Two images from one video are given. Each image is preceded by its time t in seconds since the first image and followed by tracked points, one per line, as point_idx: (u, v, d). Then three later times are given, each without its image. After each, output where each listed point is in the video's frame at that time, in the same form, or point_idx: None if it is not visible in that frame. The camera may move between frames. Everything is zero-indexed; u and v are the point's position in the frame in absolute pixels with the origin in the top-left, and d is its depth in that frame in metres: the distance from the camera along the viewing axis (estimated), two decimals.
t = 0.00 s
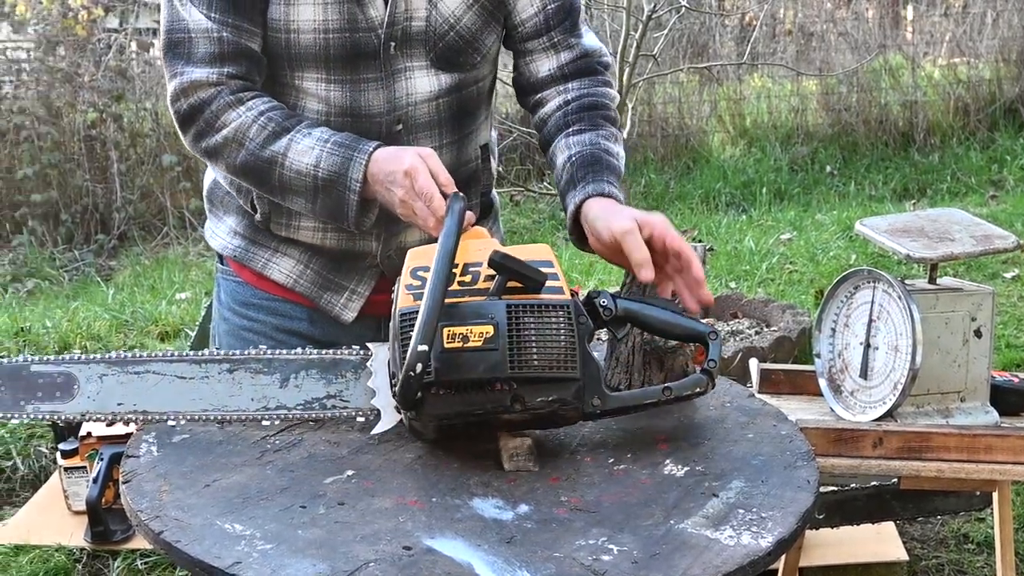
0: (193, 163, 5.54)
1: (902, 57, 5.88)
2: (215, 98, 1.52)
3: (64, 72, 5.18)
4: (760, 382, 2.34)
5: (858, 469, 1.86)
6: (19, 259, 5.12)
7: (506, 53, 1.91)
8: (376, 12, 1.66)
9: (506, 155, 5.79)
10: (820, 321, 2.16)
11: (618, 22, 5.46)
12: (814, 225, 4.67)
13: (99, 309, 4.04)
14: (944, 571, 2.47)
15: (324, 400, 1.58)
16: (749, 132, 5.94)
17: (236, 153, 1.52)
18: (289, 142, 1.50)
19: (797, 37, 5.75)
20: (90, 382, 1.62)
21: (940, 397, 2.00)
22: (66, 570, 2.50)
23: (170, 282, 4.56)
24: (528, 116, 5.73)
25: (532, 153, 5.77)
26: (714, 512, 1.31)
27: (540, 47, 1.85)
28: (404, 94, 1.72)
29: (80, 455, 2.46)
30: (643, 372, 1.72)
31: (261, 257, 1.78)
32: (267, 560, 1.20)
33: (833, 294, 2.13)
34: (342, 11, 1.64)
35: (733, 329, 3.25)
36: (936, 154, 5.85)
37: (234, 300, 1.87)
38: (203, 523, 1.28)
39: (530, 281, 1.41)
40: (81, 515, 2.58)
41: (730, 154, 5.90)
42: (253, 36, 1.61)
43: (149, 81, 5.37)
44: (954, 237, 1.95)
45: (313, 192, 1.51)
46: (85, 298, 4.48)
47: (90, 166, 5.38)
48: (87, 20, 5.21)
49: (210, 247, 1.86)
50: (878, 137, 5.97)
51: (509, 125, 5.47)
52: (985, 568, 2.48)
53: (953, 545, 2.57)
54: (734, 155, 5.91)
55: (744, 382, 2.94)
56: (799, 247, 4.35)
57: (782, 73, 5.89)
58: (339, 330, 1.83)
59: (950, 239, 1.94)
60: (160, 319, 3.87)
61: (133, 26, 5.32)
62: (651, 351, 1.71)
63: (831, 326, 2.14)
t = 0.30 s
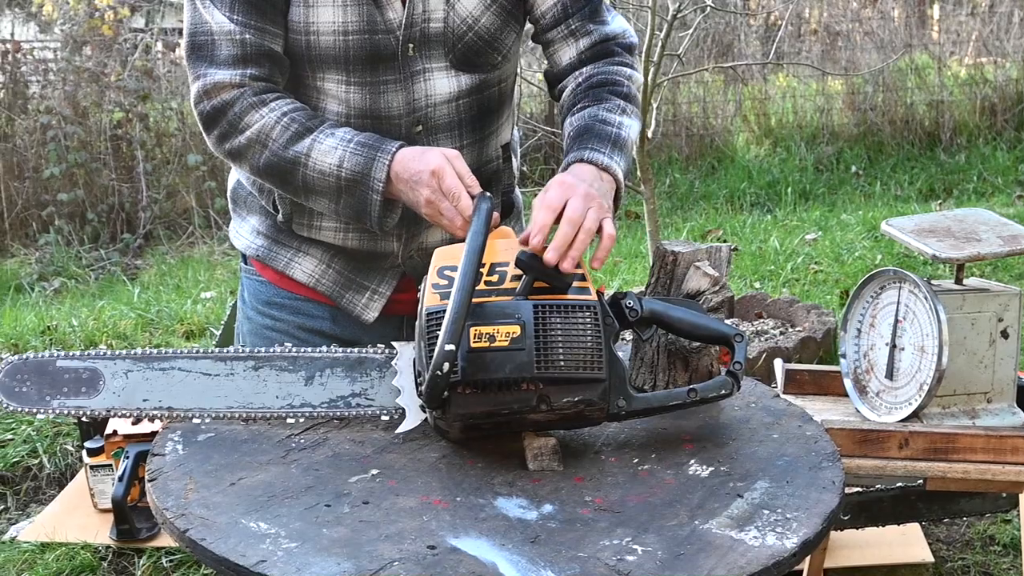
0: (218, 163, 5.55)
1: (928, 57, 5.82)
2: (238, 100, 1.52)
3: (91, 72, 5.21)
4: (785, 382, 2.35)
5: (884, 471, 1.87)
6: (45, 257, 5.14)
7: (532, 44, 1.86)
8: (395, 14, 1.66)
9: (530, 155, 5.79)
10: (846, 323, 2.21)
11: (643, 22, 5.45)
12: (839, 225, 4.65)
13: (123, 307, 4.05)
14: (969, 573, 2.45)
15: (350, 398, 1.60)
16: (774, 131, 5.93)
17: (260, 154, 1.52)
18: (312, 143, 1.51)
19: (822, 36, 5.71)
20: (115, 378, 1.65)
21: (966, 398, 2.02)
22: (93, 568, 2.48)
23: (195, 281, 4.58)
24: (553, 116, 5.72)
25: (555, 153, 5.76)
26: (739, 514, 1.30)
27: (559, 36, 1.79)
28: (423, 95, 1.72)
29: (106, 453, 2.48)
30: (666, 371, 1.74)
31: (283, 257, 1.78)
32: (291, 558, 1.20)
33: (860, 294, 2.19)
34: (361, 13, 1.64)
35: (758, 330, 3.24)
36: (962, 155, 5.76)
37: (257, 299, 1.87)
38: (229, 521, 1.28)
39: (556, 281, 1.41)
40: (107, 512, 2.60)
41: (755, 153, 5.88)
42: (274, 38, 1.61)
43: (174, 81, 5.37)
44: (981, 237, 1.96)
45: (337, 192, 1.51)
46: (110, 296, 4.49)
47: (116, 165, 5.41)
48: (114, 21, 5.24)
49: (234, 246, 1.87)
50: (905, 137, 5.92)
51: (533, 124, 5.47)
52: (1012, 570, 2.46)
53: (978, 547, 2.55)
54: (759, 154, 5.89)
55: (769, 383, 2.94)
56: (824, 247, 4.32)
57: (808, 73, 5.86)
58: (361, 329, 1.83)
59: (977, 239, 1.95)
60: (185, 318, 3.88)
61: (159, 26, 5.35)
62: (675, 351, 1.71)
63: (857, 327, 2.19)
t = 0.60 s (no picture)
0: (237, 163, 5.57)
1: (948, 57, 5.79)
2: (257, 99, 1.52)
3: (110, 72, 5.23)
4: (804, 383, 2.37)
5: (903, 471, 1.89)
6: (65, 256, 5.14)
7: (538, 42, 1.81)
8: (410, 20, 1.66)
9: (548, 154, 5.79)
10: (864, 323, 2.23)
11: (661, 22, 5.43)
12: (858, 225, 4.64)
13: (142, 306, 4.07)
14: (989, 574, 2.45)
15: (367, 397, 1.57)
16: (793, 131, 5.92)
17: (278, 154, 1.53)
18: (331, 143, 1.51)
19: (842, 36, 5.69)
20: (130, 375, 1.61)
21: (986, 398, 2.05)
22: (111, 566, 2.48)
23: (214, 280, 4.59)
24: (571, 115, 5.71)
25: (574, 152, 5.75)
26: (757, 514, 1.30)
27: (562, 34, 1.73)
28: (438, 100, 1.72)
29: (125, 452, 2.49)
30: (684, 372, 1.74)
31: (299, 256, 1.79)
32: (310, 557, 1.20)
33: (879, 294, 2.21)
34: (377, 18, 1.64)
35: (776, 330, 3.24)
36: (982, 154, 5.74)
37: (274, 298, 1.88)
38: (247, 520, 1.28)
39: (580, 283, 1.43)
40: (126, 511, 2.61)
41: (774, 153, 5.87)
42: (293, 40, 1.62)
43: (193, 81, 5.41)
44: (1001, 238, 1.98)
45: (355, 192, 1.51)
46: (129, 295, 4.51)
47: (135, 164, 5.43)
48: (133, 20, 5.27)
49: (251, 246, 1.88)
50: (924, 137, 5.90)
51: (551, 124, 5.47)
52: None
53: (997, 548, 2.54)
54: (777, 154, 5.88)
55: (788, 383, 2.93)
56: (843, 247, 4.31)
57: (827, 73, 5.84)
58: (376, 330, 1.83)
59: (997, 239, 1.97)
60: (204, 317, 3.89)
61: (178, 26, 5.37)
62: (693, 351, 1.72)
63: (875, 327, 2.21)
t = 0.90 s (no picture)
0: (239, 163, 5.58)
1: (951, 57, 5.78)
2: (263, 99, 1.53)
3: (114, 72, 5.23)
4: (807, 383, 2.38)
5: (906, 471, 1.90)
6: (68, 256, 5.13)
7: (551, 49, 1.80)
8: (419, 25, 1.66)
9: (551, 154, 5.79)
10: (868, 322, 2.23)
11: (665, 21, 5.42)
12: (862, 225, 4.64)
13: (146, 306, 4.07)
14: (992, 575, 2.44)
15: (367, 400, 1.54)
16: (797, 131, 5.92)
17: (282, 153, 1.53)
18: (334, 143, 1.51)
19: (845, 35, 5.68)
20: (120, 384, 1.54)
21: (989, 398, 2.05)
22: (114, 566, 2.48)
23: (217, 279, 4.60)
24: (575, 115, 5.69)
25: (577, 152, 5.75)
26: (760, 514, 1.29)
27: (581, 43, 1.72)
28: (444, 106, 1.71)
29: (128, 451, 2.49)
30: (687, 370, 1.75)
31: (302, 256, 1.79)
32: (313, 557, 1.20)
33: (882, 294, 2.21)
34: (386, 23, 1.64)
35: (779, 329, 3.24)
36: (985, 154, 5.74)
37: (277, 297, 1.88)
38: (251, 520, 1.28)
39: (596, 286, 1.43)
40: (129, 511, 2.61)
41: (777, 153, 5.87)
42: (301, 41, 1.62)
43: (196, 80, 5.43)
44: (1004, 238, 1.98)
45: (357, 193, 1.52)
46: (133, 295, 4.51)
47: (138, 164, 5.44)
48: (137, 21, 5.28)
49: (255, 245, 1.89)
50: (927, 137, 5.91)
51: (554, 124, 5.46)
52: None
53: (1001, 549, 2.54)
54: (781, 154, 5.88)
55: (791, 383, 2.93)
56: (847, 247, 4.30)
57: (830, 73, 5.84)
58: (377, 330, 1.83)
59: (1001, 239, 1.97)
60: (207, 316, 3.90)
61: (182, 25, 5.38)
62: (696, 350, 1.73)
63: (879, 327, 2.21)
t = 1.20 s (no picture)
0: (241, 163, 5.59)
1: (953, 56, 5.78)
2: (271, 98, 1.53)
3: (115, 72, 5.23)
4: (808, 383, 2.38)
5: (907, 472, 1.90)
6: (70, 255, 5.13)
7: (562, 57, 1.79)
8: (431, 30, 1.66)
9: (553, 154, 5.78)
10: (869, 322, 2.23)
11: (667, 21, 5.41)
12: (863, 225, 4.63)
13: (148, 306, 4.07)
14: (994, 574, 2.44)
15: (368, 401, 1.52)
16: (798, 131, 5.92)
17: (288, 153, 1.53)
18: (339, 144, 1.51)
19: (847, 35, 5.68)
20: (118, 390, 1.50)
21: (991, 398, 2.05)
22: (116, 565, 2.48)
23: (219, 279, 4.60)
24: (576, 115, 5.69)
25: (578, 152, 5.76)
26: (762, 514, 1.29)
27: (591, 54, 1.71)
28: (452, 111, 1.71)
29: (130, 451, 2.49)
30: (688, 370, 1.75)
31: (307, 256, 1.79)
32: (314, 557, 1.20)
33: (884, 294, 2.20)
34: (398, 27, 1.64)
35: (781, 329, 3.24)
36: (987, 154, 5.73)
37: (283, 296, 1.89)
38: (252, 520, 1.28)
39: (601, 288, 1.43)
40: (131, 510, 2.61)
41: (779, 153, 5.87)
42: (314, 42, 1.62)
43: (198, 80, 5.44)
44: (1006, 238, 1.97)
45: (361, 195, 1.52)
46: (134, 295, 4.51)
47: (140, 164, 5.44)
48: (138, 20, 5.27)
49: (261, 244, 1.89)
50: (929, 137, 5.90)
51: (556, 124, 5.46)
52: None
53: (1002, 548, 2.54)
54: (782, 154, 5.87)
55: (793, 382, 2.93)
56: (848, 247, 4.30)
57: (831, 73, 5.84)
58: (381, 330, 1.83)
59: (1003, 239, 1.97)
60: (208, 316, 3.89)
61: (183, 25, 5.39)
62: (697, 350, 1.73)
63: (880, 327, 2.21)
